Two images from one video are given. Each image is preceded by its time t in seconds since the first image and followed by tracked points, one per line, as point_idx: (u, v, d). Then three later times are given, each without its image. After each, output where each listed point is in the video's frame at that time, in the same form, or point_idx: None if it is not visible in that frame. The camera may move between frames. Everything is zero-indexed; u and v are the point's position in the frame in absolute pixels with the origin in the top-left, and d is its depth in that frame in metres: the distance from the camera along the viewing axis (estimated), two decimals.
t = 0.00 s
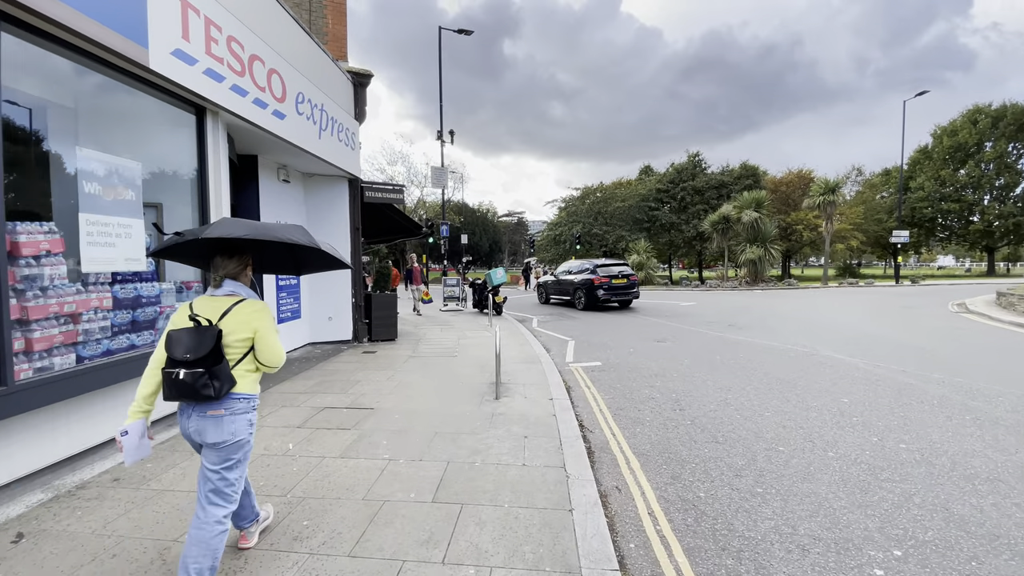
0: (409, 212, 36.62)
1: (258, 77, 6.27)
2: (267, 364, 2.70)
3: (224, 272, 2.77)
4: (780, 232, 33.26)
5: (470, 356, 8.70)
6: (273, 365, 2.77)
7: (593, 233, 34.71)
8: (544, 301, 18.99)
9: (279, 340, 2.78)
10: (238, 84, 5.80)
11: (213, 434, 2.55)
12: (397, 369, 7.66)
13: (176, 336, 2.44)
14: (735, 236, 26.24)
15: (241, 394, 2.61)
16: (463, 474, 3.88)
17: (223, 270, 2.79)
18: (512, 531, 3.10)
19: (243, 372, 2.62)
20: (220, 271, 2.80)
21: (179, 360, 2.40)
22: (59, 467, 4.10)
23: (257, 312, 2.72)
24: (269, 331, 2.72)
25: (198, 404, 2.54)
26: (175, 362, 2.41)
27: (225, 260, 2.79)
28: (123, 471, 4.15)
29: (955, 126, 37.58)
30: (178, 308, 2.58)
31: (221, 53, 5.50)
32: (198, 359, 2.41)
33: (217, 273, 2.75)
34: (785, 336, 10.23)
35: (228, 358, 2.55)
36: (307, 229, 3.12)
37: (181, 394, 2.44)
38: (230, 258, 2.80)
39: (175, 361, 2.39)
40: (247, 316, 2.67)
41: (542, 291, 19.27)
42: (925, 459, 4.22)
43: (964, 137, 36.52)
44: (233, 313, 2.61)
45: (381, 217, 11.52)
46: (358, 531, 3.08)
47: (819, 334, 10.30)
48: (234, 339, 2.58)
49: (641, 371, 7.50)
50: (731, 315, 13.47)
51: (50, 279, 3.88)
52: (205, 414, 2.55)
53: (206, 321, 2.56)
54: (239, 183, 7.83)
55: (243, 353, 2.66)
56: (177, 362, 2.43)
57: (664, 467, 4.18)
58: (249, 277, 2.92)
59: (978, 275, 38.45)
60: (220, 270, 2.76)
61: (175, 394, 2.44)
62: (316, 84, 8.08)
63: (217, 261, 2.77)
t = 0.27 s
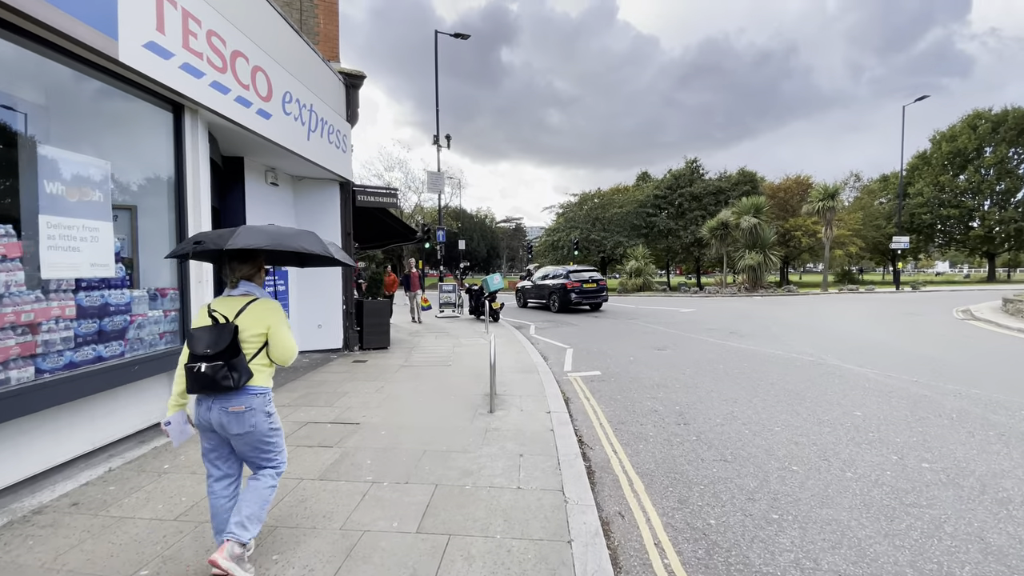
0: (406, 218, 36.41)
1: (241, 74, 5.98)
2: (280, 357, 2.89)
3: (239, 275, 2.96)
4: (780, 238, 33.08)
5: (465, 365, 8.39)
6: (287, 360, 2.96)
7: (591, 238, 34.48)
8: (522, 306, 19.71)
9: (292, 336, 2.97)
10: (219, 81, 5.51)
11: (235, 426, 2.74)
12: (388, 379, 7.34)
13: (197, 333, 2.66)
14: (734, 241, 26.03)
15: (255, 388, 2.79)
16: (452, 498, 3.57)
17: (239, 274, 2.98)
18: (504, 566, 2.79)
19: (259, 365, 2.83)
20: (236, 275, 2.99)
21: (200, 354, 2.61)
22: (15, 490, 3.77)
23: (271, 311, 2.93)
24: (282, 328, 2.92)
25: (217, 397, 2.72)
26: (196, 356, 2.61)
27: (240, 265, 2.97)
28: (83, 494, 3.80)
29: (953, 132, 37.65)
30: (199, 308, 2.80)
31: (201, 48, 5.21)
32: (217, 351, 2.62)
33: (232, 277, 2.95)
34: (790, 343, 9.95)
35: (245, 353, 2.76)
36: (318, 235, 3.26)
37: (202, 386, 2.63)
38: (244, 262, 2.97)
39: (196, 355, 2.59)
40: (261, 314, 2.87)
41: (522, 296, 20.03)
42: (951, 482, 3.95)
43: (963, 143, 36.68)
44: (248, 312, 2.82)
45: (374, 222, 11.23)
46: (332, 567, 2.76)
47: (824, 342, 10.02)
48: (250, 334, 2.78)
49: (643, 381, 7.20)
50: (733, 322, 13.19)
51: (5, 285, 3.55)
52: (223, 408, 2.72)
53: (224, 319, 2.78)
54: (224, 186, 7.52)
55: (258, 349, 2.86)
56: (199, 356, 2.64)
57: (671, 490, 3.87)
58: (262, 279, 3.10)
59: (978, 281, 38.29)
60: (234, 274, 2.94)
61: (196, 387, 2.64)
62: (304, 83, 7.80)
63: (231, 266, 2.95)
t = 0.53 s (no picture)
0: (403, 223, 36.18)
1: (224, 71, 5.70)
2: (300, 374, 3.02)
3: (266, 293, 3.15)
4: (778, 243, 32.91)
5: (460, 375, 8.10)
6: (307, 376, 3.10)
7: (590, 244, 34.26)
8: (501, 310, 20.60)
9: (314, 351, 3.11)
10: (199, 78, 5.23)
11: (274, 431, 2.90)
12: (379, 390, 7.05)
13: (226, 345, 2.82)
14: (734, 247, 25.81)
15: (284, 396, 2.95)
16: (442, 527, 3.27)
17: (266, 291, 3.16)
18: None
19: (283, 379, 2.96)
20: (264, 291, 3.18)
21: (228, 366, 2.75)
22: None
23: (295, 330, 3.08)
24: (304, 346, 3.07)
25: (249, 407, 2.86)
26: (225, 368, 2.75)
27: (267, 283, 3.16)
28: (42, 521, 3.45)
29: (951, 138, 37.63)
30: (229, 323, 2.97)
31: (179, 42, 4.93)
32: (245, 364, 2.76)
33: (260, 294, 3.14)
34: (794, 351, 9.69)
35: (269, 367, 2.90)
36: (340, 254, 3.41)
37: (231, 396, 2.77)
38: (271, 281, 3.15)
39: (224, 366, 2.73)
40: (286, 332, 3.03)
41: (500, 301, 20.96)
42: (978, 503, 3.66)
43: (960, 149, 36.64)
44: (273, 329, 2.98)
45: (368, 227, 10.95)
46: None
47: (830, 349, 9.76)
48: (275, 351, 2.94)
49: (645, 392, 6.92)
50: (735, 328, 12.93)
51: None
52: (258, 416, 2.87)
53: (251, 335, 2.93)
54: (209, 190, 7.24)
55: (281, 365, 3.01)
56: (227, 368, 2.78)
57: (680, 516, 3.57)
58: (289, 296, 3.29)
59: (978, 286, 38.18)
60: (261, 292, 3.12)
61: (227, 396, 2.78)
62: (294, 83, 7.54)
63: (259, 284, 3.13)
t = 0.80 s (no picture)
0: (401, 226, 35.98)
1: (209, 62, 5.44)
2: (325, 356, 3.25)
3: (295, 281, 3.36)
4: (778, 246, 32.68)
5: (458, 380, 7.80)
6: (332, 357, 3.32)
7: (589, 247, 34.03)
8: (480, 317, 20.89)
9: (338, 336, 3.33)
10: (180, 68, 4.97)
11: (290, 411, 3.06)
12: (373, 397, 6.74)
13: (257, 328, 3.06)
14: (734, 249, 25.55)
15: (307, 377, 3.15)
16: (436, 552, 2.97)
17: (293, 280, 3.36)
18: None
19: (308, 360, 3.18)
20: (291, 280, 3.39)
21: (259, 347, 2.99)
22: None
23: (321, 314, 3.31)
24: (329, 329, 3.28)
25: (274, 386, 3.08)
26: (256, 348, 2.99)
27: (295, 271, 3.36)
28: None
29: (950, 140, 37.56)
30: (259, 307, 3.21)
31: (158, 28, 4.67)
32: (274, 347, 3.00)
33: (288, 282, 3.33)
34: (802, 355, 9.40)
35: (297, 348, 3.13)
36: (365, 248, 3.64)
37: (259, 375, 2.99)
38: (300, 270, 3.37)
39: (255, 348, 2.97)
40: (312, 316, 3.26)
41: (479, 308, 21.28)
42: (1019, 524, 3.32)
43: (959, 151, 36.49)
44: (301, 313, 3.20)
45: (363, 227, 10.65)
46: None
47: (839, 354, 9.47)
48: (301, 334, 3.16)
49: (651, 399, 6.62)
50: (739, 332, 12.64)
51: None
52: (279, 395, 3.07)
53: (280, 318, 3.17)
54: (196, 188, 6.93)
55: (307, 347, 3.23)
56: (259, 349, 3.02)
57: (695, 537, 3.28)
58: (314, 285, 3.50)
59: (978, 290, 37.92)
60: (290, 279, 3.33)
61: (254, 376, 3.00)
62: (286, 77, 7.27)
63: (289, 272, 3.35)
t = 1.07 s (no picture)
0: (398, 227, 35.66)
1: (192, 50, 5.14)
2: (345, 355, 3.49)
3: (313, 286, 3.58)
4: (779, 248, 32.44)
5: (457, 386, 7.48)
6: (349, 356, 3.56)
7: (588, 248, 33.75)
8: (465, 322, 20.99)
9: (354, 336, 3.57)
10: (161, 55, 4.67)
11: (311, 410, 3.32)
12: (368, 403, 6.42)
13: (281, 332, 3.26)
14: (735, 251, 25.29)
15: (327, 380, 3.38)
16: None
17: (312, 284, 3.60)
18: None
19: (329, 359, 3.41)
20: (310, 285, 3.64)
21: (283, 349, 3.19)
22: None
23: (339, 315, 3.54)
24: (347, 330, 3.53)
25: (296, 387, 3.32)
26: (282, 351, 3.19)
27: (314, 277, 3.58)
28: None
29: (949, 141, 37.46)
30: (278, 312, 3.40)
31: (136, 12, 4.37)
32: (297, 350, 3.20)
33: (306, 287, 3.55)
34: (812, 359, 9.10)
35: (319, 348, 3.35)
36: (380, 255, 3.87)
37: (286, 377, 3.20)
38: (317, 275, 3.59)
39: (281, 350, 3.16)
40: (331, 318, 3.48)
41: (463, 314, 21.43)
42: None
43: (959, 152, 36.38)
44: (321, 316, 3.43)
45: (358, 227, 10.32)
46: None
47: (850, 357, 9.17)
48: (321, 336, 3.35)
49: (658, 406, 6.32)
50: (744, 334, 12.33)
51: None
52: (300, 395, 3.31)
53: (301, 321, 3.39)
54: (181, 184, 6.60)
55: (328, 347, 3.45)
56: (284, 351, 3.23)
57: (718, 564, 2.98)
58: (330, 289, 3.71)
59: (979, 291, 37.77)
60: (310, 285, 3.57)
61: (280, 378, 3.21)
62: (276, 70, 6.97)
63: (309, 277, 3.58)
